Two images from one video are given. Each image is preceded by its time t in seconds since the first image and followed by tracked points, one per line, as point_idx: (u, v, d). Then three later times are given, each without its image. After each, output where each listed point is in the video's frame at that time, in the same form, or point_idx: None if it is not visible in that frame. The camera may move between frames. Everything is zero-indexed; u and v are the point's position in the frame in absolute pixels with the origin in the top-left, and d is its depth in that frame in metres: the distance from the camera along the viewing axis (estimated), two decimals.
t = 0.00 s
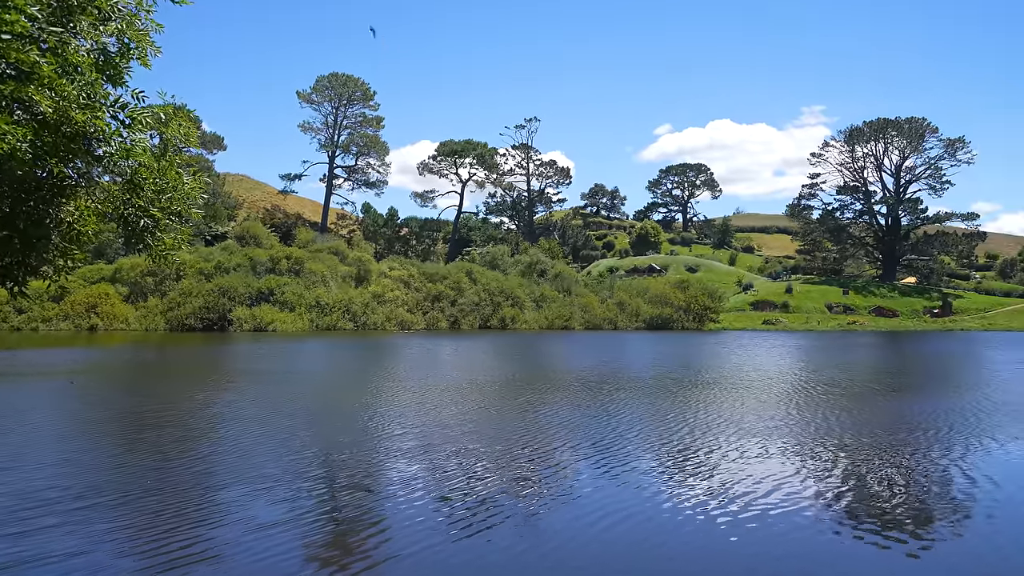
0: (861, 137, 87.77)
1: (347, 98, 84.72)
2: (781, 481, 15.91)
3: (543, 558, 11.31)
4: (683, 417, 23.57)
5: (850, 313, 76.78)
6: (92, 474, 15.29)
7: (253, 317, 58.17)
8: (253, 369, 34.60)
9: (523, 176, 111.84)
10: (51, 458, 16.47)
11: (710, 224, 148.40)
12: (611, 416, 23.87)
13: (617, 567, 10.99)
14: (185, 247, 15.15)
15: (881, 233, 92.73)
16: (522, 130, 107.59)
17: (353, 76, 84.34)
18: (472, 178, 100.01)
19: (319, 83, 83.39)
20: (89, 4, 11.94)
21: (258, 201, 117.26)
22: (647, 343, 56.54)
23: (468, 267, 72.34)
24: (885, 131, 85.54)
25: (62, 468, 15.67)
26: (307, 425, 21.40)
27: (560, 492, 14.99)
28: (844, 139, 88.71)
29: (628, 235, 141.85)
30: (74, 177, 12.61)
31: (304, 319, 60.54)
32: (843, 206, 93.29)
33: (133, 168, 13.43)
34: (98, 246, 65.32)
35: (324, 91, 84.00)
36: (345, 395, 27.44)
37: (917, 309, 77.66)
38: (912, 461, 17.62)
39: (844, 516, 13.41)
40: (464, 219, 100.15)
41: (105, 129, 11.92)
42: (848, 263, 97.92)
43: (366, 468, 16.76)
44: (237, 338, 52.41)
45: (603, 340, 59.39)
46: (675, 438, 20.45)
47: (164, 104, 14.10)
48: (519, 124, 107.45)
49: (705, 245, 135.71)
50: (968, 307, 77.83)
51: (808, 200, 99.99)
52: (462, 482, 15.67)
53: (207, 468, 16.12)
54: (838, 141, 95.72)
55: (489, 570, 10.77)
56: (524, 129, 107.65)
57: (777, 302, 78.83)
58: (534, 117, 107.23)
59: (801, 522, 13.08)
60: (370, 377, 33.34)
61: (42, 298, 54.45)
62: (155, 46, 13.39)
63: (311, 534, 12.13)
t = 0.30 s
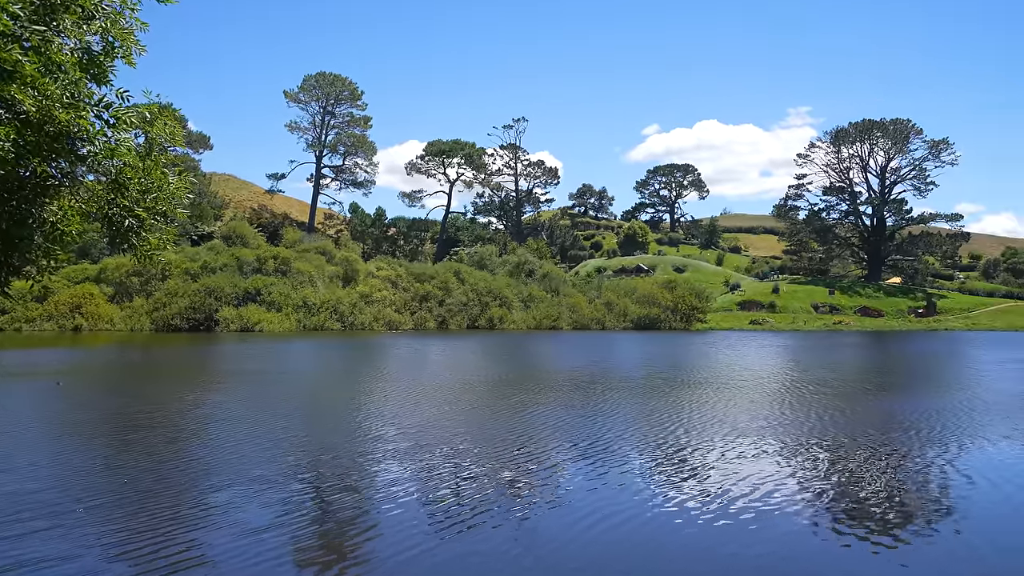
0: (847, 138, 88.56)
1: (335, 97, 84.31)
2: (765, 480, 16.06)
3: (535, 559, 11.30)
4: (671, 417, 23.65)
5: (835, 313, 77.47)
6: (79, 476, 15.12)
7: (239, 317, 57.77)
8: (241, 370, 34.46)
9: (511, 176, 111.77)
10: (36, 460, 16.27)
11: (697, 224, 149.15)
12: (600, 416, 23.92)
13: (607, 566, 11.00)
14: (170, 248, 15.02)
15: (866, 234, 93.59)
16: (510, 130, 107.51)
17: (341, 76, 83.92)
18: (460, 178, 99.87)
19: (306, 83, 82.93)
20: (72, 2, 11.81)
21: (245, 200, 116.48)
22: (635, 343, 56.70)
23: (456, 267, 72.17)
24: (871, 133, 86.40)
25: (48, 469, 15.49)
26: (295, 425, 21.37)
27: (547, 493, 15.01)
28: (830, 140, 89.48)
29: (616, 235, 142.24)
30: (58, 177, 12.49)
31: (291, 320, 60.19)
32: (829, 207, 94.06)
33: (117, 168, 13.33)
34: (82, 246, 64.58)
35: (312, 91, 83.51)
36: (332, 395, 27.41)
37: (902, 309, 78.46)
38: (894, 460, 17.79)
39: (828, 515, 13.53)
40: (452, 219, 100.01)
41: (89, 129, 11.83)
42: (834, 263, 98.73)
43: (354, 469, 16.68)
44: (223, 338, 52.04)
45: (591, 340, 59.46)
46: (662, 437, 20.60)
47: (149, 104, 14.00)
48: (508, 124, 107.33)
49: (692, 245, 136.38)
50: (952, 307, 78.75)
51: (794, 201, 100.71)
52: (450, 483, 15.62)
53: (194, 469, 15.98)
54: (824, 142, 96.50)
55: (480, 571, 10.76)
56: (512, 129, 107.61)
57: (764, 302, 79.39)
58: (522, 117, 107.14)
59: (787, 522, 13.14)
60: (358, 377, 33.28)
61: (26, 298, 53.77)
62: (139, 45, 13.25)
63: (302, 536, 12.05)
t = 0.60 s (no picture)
0: (833, 139, 89.32)
1: (323, 97, 83.86)
2: (752, 479, 16.18)
3: (531, 560, 11.28)
4: (660, 417, 23.70)
5: (822, 313, 78.02)
6: (68, 478, 14.91)
7: (226, 317, 57.35)
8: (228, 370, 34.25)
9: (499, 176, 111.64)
10: (22, 461, 16.04)
11: (684, 225, 149.84)
12: (589, 416, 23.94)
13: (602, 567, 11.01)
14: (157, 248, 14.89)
15: (852, 234, 94.43)
16: (499, 129, 107.37)
17: (328, 75, 83.44)
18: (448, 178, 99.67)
19: (294, 81, 82.42)
20: None
21: (232, 199, 115.56)
22: (623, 343, 56.86)
23: (444, 267, 71.98)
24: (857, 134, 87.20)
25: (35, 472, 15.27)
26: (282, 425, 21.29)
27: (536, 493, 15.02)
28: (817, 141, 90.17)
29: (604, 235, 142.60)
30: (41, 175, 12.43)
31: (278, 319, 59.83)
32: (815, 208, 94.77)
33: (102, 167, 13.30)
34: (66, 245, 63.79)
35: (299, 90, 82.95)
36: (320, 395, 27.31)
37: (887, 309, 79.25)
38: (879, 460, 17.96)
39: (817, 515, 13.64)
40: (440, 219, 99.82)
41: (73, 127, 11.80)
42: (821, 263, 99.24)
43: (344, 470, 16.58)
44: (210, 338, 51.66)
45: (579, 340, 59.53)
46: (649, 436, 20.72)
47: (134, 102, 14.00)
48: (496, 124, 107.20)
49: (680, 245, 137.02)
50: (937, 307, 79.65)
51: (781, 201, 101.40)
52: (440, 484, 15.55)
53: (184, 471, 15.83)
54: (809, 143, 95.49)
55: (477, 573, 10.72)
56: (500, 128, 107.50)
57: (751, 302, 79.89)
58: (510, 117, 107.06)
59: (777, 522, 13.22)
60: (346, 377, 33.17)
61: (8, 298, 53.03)
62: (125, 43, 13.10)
63: (296, 537, 11.95)
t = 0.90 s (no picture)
0: (820, 140, 90.05)
1: (310, 96, 83.42)
2: (735, 478, 16.26)
3: (519, 561, 11.25)
4: (645, 417, 23.78)
5: (808, 313, 78.43)
6: (51, 481, 14.73)
7: (213, 317, 57.02)
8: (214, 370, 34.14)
9: (487, 176, 111.56)
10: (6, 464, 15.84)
11: (672, 225, 150.57)
12: (575, 416, 23.97)
13: (591, 567, 11.02)
14: (141, 249, 14.70)
15: (838, 235, 95.27)
16: (487, 129, 107.35)
17: (316, 74, 82.99)
18: (436, 177, 99.48)
19: (281, 81, 81.83)
20: None
21: (218, 199, 114.72)
22: (611, 343, 57.05)
23: (432, 267, 71.75)
24: (842, 135, 87.98)
25: (18, 474, 15.09)
26: (266, 425, 21.31)
27: (521, 492, 15.07)
28: (803, 142, 90.87)
29: (592, 235, 143.04)
30: (24, 174, 12.55)
31: (265, 319, 59.56)
32: (802, 208, 95.29)
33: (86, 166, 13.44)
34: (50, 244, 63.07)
35: (286, 89, 82.37)
36: (306, 395, 27.32)
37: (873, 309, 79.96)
38: (861, 458, 18.15)
39: (801, 513, 13.75)
40: (428, 219, 99.65)
41: (56, 126, 11.91)
42: (809, 264, 98.89)
43: (327, 470, 16.47)
44: (196, 338, 51.34)
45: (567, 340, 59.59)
46: (633, 435, 20.90)
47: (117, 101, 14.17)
48: (484, 124, 107.15)
49: (668, 245, 137.62)
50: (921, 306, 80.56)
51: (768, 202, 102.08)
52: (425, 484, 15.46)
53: (170, 473, 15.69)
54: (796, 145, 95.57)
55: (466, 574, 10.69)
56: (488, 128, 107.50)
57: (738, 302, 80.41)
58: (498, 117, 106.98)
59: (763, 521, 13.29)
60: (333, 377, 33.09)
61: None
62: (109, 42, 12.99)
63: (283, 538, 11.90)
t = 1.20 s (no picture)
0: (806, 141, 90.80)
1: (297, 95, 82.95)
2: (722, 478, 16.34)
3: (512, 561, 11.24)
4: (633, 417, 23.84)
5: (795, 313, 79.11)
6: (38, 483, 14.55)
7: (199, 317, 56.54)
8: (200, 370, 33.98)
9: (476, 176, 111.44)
10: None
11: (659, 225, 151.18)
12: (563, 416, 24.00)
13: (583, 567, 11.02)
14: (125, 248, 15.06)
15: (824, 235, 96.11)
16: (475, 129, 107.26)
17: (303, 73, 82.53)
18: (424, 177, 99.26)
19: (268, 80, 81.29)
20: None
21: (205, 198, 113.79)
22: (599, 343, 57.20)
23: (420, 267, 71.54)
24: (828, 136, 88.75)
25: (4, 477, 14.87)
26: (254, 425, 21.27)
27: (509, 492, 15.09)
28: (790, 143, 91.58)
29: (580, 235, 143.37)
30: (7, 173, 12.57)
31: (252, 319, 59.18)
32: (788, 208, 95.98)
33: (70, 166, 13.49)
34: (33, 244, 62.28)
35: (273, 88, 81.82)
36: (293, 395, 27.26)
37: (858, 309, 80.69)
38: (846, 457, 18.35)
39: (790, 512, 13.84)
40: (416, 219, 99.39)
41: (38, 126, 11.96)
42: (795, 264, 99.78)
43: (314, 472, 16.36)
44: (181, 338, 50.91)
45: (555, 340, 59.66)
46: (620, 435, 21.03)
47: (102, 100, 14.18)
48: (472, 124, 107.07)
49: (655, 246, 138.19)
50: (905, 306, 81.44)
51: (755, 202, 102.77)
52: (412, 485, 15.39)
53: (157, 474, 15.56)
54: (783, 145, 96.15)
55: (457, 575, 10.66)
56: (477, 128, 107.41)
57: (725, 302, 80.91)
58: (487, 117, 106.91)
59: (755, 521, 13.34)
60: (320, 378, 33.00)
61: None
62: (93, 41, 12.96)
63: (273, 541, 11.80)
